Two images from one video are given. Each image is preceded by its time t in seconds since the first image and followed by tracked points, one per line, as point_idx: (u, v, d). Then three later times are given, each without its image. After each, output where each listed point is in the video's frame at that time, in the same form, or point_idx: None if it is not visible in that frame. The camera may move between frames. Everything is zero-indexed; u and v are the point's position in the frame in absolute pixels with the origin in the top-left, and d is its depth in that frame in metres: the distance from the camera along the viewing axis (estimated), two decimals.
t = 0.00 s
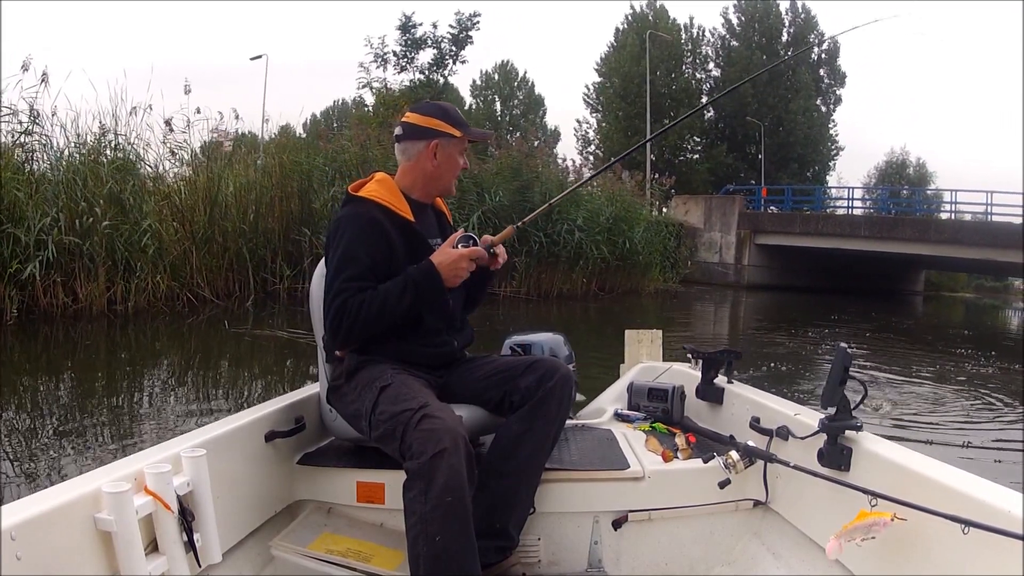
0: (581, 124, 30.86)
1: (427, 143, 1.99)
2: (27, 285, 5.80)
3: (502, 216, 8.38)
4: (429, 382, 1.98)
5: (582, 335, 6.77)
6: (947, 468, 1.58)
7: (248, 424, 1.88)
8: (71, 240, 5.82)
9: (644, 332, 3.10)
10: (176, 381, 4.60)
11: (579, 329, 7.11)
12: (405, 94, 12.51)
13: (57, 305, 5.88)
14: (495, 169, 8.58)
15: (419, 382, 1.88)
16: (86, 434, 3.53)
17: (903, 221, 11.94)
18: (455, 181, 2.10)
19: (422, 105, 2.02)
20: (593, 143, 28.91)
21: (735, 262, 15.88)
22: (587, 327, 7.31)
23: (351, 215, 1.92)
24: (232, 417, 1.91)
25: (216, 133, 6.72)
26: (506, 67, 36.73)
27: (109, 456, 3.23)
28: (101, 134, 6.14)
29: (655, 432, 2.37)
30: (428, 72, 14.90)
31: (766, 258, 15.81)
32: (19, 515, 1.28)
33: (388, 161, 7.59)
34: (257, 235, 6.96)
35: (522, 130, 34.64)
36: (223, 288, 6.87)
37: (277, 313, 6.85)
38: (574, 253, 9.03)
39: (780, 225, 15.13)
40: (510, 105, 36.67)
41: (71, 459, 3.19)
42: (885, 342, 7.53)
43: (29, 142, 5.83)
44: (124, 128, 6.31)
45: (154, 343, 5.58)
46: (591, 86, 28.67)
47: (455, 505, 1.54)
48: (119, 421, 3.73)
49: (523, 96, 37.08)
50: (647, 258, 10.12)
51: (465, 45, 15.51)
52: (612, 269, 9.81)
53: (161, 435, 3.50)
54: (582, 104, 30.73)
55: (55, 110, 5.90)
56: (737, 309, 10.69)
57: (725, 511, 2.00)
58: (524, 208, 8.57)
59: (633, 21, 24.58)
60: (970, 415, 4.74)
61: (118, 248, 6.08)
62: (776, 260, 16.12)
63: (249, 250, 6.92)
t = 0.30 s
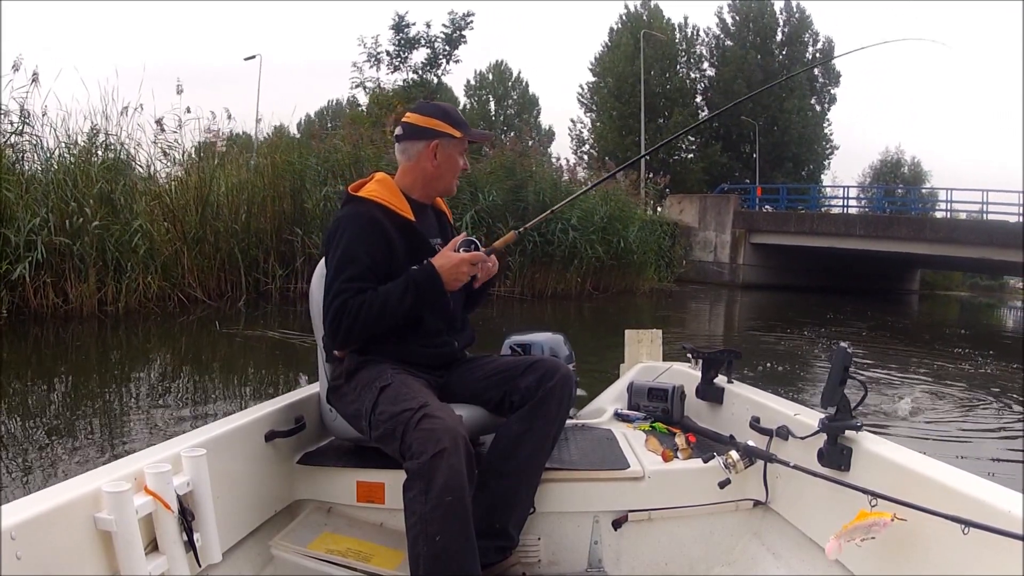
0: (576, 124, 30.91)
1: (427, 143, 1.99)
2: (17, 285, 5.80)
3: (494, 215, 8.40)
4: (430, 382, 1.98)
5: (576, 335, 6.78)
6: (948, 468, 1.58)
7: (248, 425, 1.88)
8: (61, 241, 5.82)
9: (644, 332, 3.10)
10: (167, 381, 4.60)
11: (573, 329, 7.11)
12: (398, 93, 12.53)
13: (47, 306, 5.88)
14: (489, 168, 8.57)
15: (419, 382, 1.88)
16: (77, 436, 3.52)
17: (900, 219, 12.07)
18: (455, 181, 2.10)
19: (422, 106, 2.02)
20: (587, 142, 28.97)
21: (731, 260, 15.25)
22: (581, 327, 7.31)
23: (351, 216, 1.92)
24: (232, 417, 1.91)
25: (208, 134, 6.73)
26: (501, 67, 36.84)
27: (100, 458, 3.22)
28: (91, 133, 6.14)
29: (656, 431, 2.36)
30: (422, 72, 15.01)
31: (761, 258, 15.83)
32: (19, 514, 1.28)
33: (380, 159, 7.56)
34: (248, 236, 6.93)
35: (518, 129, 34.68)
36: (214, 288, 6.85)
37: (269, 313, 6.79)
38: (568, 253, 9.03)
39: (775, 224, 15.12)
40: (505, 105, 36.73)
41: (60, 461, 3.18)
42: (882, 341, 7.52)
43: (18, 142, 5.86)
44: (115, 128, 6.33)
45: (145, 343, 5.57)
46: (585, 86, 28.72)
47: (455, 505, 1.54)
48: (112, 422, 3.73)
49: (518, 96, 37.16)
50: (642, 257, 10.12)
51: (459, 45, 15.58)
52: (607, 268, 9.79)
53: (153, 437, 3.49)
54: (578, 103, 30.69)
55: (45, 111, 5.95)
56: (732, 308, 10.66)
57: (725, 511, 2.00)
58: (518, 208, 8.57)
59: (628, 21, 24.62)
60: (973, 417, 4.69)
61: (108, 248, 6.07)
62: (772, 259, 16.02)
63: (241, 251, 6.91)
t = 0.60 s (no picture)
0: (571, 123, 30.97)
1: (427, 143, 1.99)
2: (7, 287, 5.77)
3: (488, 215, 8.41)
4: (429, 383, 1.98)
5: (571, 334, 6.78)
6: (948, 468, 1.58)
7: (248, 425, 1.88)
8: (52, 242, 5.78)
9: (644, 332, 3.10)
10: (160, 382, 4.61)
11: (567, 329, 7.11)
12: (392, 92, 12.54)
13: (38, 307, 5.82)
14: (483, 168, 8.55)
15: (419, 382, 1.88)
16: (69, 437, 3.51)
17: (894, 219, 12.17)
18: (455, 181, 2.10)
19: (422, 106, 2.02)
20: (582, 142, 29.05)
21: (726, 260, 16.06)
22: (576, 327, 7.31)
23: (350, 215, 1.92)
24: (231, 417, 1.90)
25: (201, 134, 6.72)
26: (496, 66, 37.01)
27: (92, 460, 3.22)
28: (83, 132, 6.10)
29: (656, 431, 2.36)
30: (416, 71, 15.06)
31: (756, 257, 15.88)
32: (19, 514, 1.28)
33: (373, 159, 7.56)
34: (241, 236, 6.94)
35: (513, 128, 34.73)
36: (206, 288, 6.85)
37: (261, 313, 6.79)
38: (562, 253, 9.03)
39: (771, 224, 15.26)
40: (500, 104, 36.80)
41: (52, 463, 3.17)
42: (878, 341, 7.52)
43: (8, 142, 5.84)
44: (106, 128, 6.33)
45: (137, 344, 5.56)
46: (580, 86, 28.76)
47: (455, 506, 1.54)
48: (104, 423, 3.72)
49: (513, 95, 37.29)
50: (637, 256, 10.11)
51: (453, 44, 15.61)
52: (602, 268, 9.78)
53: (145, 438, 3.48)
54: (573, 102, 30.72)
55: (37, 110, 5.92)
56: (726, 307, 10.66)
57: (724, 510, 2.00)
58: (512, 208, 8.58)
59: (623, 20, 24.67)
60: (972, 417, 4.67)
61: (99, 249, 6.01)
62: (766, 258, 16.29)
63: (233, 251, 6.91)
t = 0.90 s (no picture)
0: (567, 123, 31.04)
1: (428, 143, 1.99)
2: None
3: (483, 214, 8.40)
4: (430, 383, 1.98)
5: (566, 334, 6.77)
6: (948, 468, 1.58)
7: (248, 425, 1.88)
8: (44, 242, 5.75)
9: (644, 332, 3.10)
10: (152, 384, 4.58)
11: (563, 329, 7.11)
12: (386, 91, 12.55)
13: (29, 306, 5.75)
14: (478, 167, 8.53)
15: (419, 382, 1.88)
16: (61, 439, 3.50)
17: (888, 219, 12.14)
18: (457, 181, 2.10)
19: (424, 105, 2.02)
20: (578, 141, 29.10)
21: (721, 260, 16.04)
22: (571, 326, 7.31)
23: (350, 215, 1.92)
24: (231, 417, 1.91)
25: (196, 132, 6.69)
26: (492, 66, 37.11)
27: (84, 462, 3.21)
28: (76, 131, 6.05)
29: (656, 432, 2.37)
30: (411, 69, 15.11)
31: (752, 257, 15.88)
32: (18, 514, 1.28)
33: (367, 158, 7.56)
34: (235, 236, 6.95)
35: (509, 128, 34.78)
36: (199, 288, 6.80)
37: (252, 313, 6.76)
38: (558, 252, 9.03)
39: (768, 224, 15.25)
40: (496, 104, 36.85)
41: (44, 465, 3.16)
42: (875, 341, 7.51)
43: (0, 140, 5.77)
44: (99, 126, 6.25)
45: (130, 345, 5.54)
46: (577, 85, 28.82)
47: (454, 506, 1.54)
48: (96, 424, 3.71)
49: (508, 95, 37.41)
50: (633, 256, 10.10)
51: (448, 43, 15.65)
52: (597, 268, 9.76)
53: (138, 439, 3.47)
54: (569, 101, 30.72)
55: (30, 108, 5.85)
56: (722, 307, 10.66)
57: (725, 510, 2.00)
58: (507, 207, 8.57)
59: (619, 20, 24.72)
60: (973, 418, 4.66)
61: (90, 249, 5.99)
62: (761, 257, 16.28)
63: (226, 251, 6.89)
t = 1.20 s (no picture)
0: (563, 123, 31.06)
1: (429, 142, 1.99)
2: None
3: (478, 214, 8.38)
4: (429, 383, 1.98)
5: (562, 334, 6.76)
6: (948, 468, 1.58)
7: (247, 425, 1.88)
8: (36, 241, 5.65)
9: (643, 333, 3.10)
10: (145, 386, 4.54)
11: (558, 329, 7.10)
12: (381, 90, 12.55)
13: (20, 307, 5.64)
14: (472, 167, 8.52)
15: (419, 382, 1.89)
16: (52, 441, 3.48)
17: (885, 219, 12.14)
18: (459, 181, 2.09)
19: (425, 104, 2.02)
20: (574, 141, 29.12)
21: (717, 260, 16.00)
22: (567, 327, 7.30)
23: (352, 214, 1.92)
24: (232, 417, 1.91)
25: (190, 132, 6.68)
26: (487, 66, 37.16)
27: (75, 465, 3.19)
28: (68, 130, 5.97)
29: (656, 432, 2.36)
30: (406, 69, 15.12)
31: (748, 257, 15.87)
32: (18, 514, 1.28)
33: (361, 158, 7.55)
34: (229, 236, 6.91)
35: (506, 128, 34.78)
36: (192, 289, 6.74)
37: (246, 315, 6.70)
38: (553, 253, 9.03)
39: (764, 224, 15.23)
40: (491, 104, 36.85)
41: (35, 469, 3.14)
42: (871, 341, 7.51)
43: None
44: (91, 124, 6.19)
45: (122, 344, 5.54)
46: (573, 85, 28.84)
47: (455, 506, 1.54)
48: (88, 425, 3.71)
49: (504, 95, 37.48)
50: (629, 256, 10.09)
51: (443, 42, 15.65)
52: (592, 268, 9.74)
53: (130, 442, 3.45)
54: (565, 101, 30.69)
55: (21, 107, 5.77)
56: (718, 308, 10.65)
57: (725, 511, 2.00)
58: (502, 206, 8.56)
59: (615, 19, 24.74)
60: (971, 418, 4.66)
61: (83, 248, 5.89)
62: (757, 257, 16.27)
63: (220, 251, 6.86)
